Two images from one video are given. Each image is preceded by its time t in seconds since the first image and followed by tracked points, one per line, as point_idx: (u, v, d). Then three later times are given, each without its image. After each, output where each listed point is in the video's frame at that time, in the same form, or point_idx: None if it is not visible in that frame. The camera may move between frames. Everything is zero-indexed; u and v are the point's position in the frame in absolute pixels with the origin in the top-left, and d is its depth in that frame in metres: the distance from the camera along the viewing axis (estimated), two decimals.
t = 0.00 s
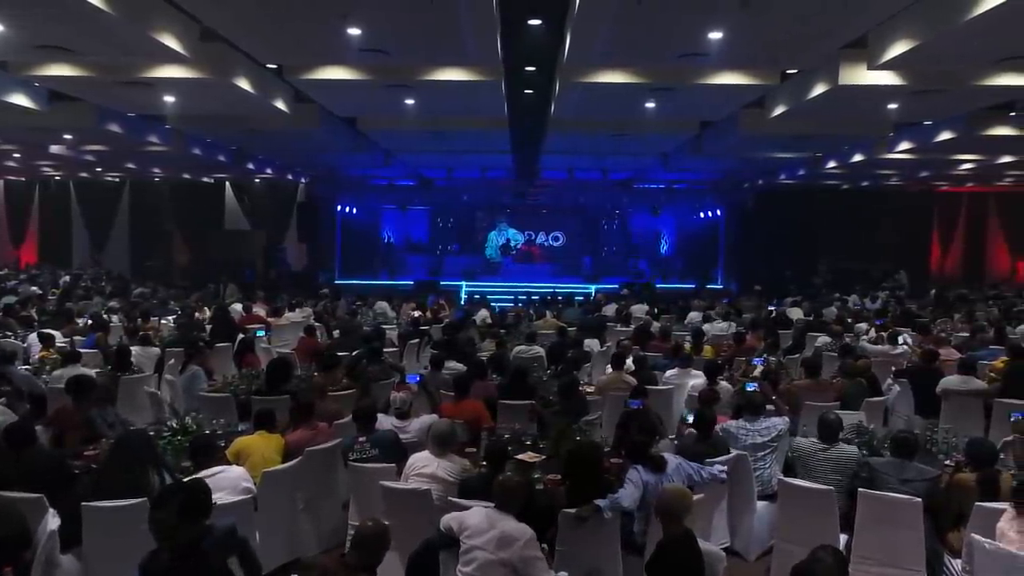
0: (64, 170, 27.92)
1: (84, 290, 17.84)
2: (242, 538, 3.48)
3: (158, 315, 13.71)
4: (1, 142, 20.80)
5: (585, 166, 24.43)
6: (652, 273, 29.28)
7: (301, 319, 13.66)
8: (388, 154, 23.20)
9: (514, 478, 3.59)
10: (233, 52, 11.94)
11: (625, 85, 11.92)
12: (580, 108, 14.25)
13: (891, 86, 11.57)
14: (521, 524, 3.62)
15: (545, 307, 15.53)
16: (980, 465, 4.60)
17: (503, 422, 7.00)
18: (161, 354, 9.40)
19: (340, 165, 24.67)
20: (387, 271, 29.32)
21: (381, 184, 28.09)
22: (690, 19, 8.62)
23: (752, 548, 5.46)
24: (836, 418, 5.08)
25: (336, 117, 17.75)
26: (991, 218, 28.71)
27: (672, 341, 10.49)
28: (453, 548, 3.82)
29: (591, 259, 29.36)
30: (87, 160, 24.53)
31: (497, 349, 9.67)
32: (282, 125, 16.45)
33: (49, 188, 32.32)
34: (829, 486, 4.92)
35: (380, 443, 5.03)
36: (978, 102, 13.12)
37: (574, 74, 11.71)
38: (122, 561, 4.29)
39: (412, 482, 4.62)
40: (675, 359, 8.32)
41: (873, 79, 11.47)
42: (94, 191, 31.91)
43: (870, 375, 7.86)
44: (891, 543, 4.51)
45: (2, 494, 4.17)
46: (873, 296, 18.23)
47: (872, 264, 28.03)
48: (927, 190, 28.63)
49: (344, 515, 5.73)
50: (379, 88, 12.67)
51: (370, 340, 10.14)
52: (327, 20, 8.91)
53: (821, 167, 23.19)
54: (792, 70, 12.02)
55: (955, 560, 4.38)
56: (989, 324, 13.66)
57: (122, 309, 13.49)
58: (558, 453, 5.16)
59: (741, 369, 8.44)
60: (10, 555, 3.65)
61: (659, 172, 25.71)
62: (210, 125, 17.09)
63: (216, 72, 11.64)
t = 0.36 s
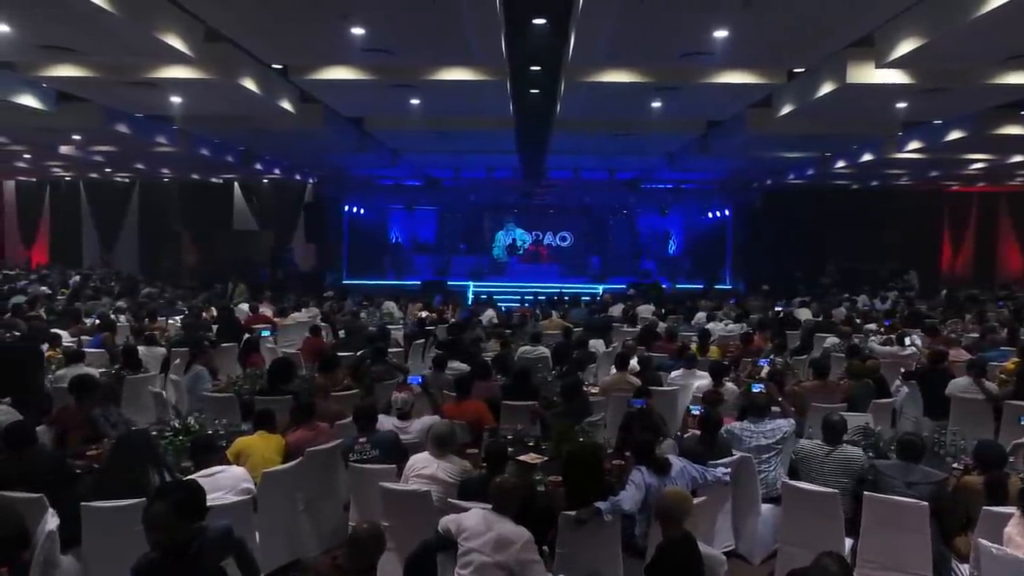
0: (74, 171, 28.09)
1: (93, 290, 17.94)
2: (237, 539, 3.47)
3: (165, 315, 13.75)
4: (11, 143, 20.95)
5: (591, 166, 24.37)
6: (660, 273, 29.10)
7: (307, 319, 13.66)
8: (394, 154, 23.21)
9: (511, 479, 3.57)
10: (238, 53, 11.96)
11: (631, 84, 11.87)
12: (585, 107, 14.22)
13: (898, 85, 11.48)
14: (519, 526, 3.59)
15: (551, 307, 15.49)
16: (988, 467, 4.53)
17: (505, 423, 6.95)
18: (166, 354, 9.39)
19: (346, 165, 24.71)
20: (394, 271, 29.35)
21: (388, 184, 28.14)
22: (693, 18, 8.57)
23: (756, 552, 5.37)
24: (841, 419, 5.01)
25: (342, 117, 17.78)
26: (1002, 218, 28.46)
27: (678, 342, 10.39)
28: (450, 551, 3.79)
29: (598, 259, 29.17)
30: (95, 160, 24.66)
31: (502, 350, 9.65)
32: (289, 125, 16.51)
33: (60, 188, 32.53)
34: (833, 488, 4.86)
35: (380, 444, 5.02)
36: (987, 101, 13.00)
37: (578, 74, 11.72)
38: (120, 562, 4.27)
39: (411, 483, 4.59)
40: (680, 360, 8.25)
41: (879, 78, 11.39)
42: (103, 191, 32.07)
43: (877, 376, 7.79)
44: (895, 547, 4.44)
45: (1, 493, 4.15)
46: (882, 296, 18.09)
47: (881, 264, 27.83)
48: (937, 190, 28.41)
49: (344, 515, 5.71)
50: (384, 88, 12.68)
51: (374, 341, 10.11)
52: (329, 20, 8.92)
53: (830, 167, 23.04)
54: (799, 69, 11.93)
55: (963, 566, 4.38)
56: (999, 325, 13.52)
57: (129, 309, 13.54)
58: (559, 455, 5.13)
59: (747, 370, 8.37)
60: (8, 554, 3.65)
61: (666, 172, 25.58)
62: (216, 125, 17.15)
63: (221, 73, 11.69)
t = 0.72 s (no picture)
0: (102, 172, 28.58)
1: (118, 289, 18.22)
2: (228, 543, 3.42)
3: (185, 315, 13.89)
4: (40, 145, 21.37)
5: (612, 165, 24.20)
6: (683, 274, 28.84)
7: (325, 319, 13.71)
8: (414, 154, 23.26)
9: (507, 484, 3.52)
10: (256, 54, 12.04)
11: (649, 82, 11.72)
12: (603, 106, 14.09)
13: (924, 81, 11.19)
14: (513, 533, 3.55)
15: (568, 307, 15.43)
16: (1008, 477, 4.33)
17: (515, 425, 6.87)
18: (182, 353, 9.43)
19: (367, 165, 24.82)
20: (415, 271, 29.45)
21: (409, 185, 28.23)
22: (709, 15, 8.44)
23: (767, 561, 5.21)
24: (855, 425, 4.85)
25: (361, 118, 17.86)
26: None
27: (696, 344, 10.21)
28: (445, 556, 3.72)
29: (621, 259, 29.12)
30: (122, 162, 25.06)
31: (515, 351, 9.57)
32: (308, 126, 16.60)
33: (89, 189, 33.14)
34: (846, 497, 4.70)
35: (383, 446, 4.96)
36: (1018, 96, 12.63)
37: (593, 73, 11.62)
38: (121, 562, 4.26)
39: (412, 486, 4.53)
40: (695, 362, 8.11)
41: (904, 75, 11.12)
42: (131, 192, 32.61)
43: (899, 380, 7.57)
44: (908, 558, 4.29)
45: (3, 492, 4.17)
46: (910, 298, 17.69)
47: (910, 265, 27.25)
48: (969, 189, 27.74)
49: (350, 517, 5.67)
50: (400, 88, 12.69)
51: (387, 341, 10.09)
52: (341, 19, 8.93)
53: (856, 165, 22.63)
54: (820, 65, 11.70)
55: None
56: None
57: (151, 308, 13.70)
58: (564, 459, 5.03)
59: (763, 372, 8.19)
60: (6, 555, 3.65)
61: (688, 172, 25.38)
62: (237, 127, 17.33)
63: (239, 74, 11.79)
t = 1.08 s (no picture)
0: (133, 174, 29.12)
1: (145, 289, 18.50)
2: (217, 548, 3.35)
3: (208, 315, 14.04)
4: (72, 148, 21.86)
5: (636, 165, 23.96)
6: (708, 274, 28.50)
7: (345, 320, 13.76)
8: (437, 155, 23.27)
9: (496, 493, 3.43)
10: (275, 55, 12.13)
11: (669, 80, 11.52)
12: (623, 105, 13.92)
13: (954, 76, 10.85)
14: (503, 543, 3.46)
15: (589, 308, 15.28)
16: None
17: (523, 429, 6.78)
18: (199, 353, 9.49)
19: (391, 166, 24.90)
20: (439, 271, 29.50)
21: (433, 186, 28.29)
22: (726, 10, 8.26)
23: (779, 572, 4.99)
24: (871, 433, 4.65)
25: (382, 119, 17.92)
26: None
27: (714, 347, 10.00)
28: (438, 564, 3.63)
29: (645, 260, 28.83)
30: (151, 163, 25.52)
31: (531, 353, 9.46)
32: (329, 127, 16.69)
33: (122, 191, 33.81)
34: (860, 508, 4.51)
35: (383, 449, 4.88)
36: None
37: (612, 71, 11.44)
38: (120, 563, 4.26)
39: (410, 491, 4.45)
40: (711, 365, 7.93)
41: (932, 70, 10.79)
42: (162, 194, 33.19)
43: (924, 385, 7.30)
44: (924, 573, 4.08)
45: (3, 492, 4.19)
46: (942, 300, 17.19)
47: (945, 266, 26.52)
48: (1006, 188, 26.92)
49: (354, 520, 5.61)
50: (418, 88, 12.68)
51: (402, 342, 10.04)
52: (354, 19, 8.91)
53: (887, 164, 22.09)
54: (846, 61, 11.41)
55: None
56: None
57: (175, 308, 13.89)
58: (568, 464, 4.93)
59: (782, 376, 7.98)
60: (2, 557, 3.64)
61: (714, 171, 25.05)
62: (260, 129, 17.49)
63: (258, 75, 11.88)
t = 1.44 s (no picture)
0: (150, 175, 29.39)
1: (157, 289, 18.61)
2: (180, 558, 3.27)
3: (216, 314, 14.10)
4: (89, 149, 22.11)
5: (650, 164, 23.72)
6: (723, 275, 28.22)
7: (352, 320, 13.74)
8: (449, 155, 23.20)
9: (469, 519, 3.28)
10: (282, 55, 12.13)
11: (678, 77, 11.32)
12: (633, 104, 13.73)
13: (972, 71, 10.54)
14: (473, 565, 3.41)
15: (598, 309, 15.13)
16: None
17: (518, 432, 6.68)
18: (200, 353, 9.47)
19: (404, 166, 24.87)
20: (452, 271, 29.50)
21: (446, 185, 28.27)
22: (732, 6, 8.07)
23: None
24: (868, 440, 4.49)
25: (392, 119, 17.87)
26: None
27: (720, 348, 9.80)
28: None
29: (660, 260, 28.61)
30: (167, 164, 25.75)
31: (533, 354, 9.34)
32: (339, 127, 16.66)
33: (140, 192, 34.16)
34: (856, 519, 4.34)
35: (365, 454, 4.78)
36: None
37: (620, 69, 11.25)
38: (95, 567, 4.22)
39: (389, 497, 4.35)
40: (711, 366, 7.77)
41: (950, 65, 10.48)
42: (179, 194, 33.50)
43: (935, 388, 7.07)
44: None
45: None
46: (962, 301, 16.79)
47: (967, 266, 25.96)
48: None
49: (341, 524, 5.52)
50: (425, 88, 12.61)
51: (403, 343, 9.96)
52: (355, 17, 8.82)
53: (906, 163, 21.65)
54: (860, 57, 11.14)
55: None
56: None
57: (184, 307, 13.97)
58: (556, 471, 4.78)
59: (785, 380, 7.80)
60: None
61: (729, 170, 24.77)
62: (270, 129, 17.52)
63: (265, 74, 11.85)
